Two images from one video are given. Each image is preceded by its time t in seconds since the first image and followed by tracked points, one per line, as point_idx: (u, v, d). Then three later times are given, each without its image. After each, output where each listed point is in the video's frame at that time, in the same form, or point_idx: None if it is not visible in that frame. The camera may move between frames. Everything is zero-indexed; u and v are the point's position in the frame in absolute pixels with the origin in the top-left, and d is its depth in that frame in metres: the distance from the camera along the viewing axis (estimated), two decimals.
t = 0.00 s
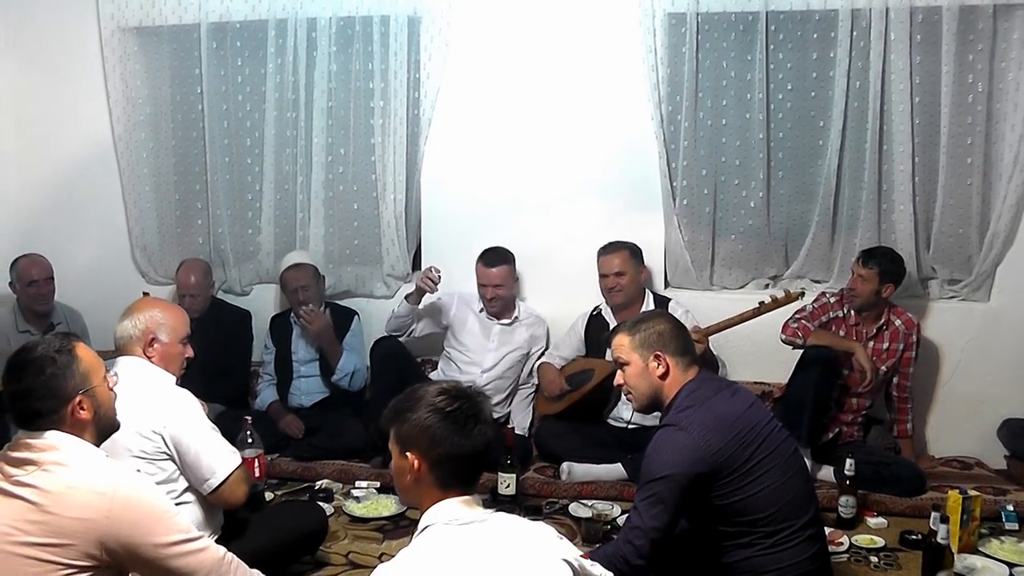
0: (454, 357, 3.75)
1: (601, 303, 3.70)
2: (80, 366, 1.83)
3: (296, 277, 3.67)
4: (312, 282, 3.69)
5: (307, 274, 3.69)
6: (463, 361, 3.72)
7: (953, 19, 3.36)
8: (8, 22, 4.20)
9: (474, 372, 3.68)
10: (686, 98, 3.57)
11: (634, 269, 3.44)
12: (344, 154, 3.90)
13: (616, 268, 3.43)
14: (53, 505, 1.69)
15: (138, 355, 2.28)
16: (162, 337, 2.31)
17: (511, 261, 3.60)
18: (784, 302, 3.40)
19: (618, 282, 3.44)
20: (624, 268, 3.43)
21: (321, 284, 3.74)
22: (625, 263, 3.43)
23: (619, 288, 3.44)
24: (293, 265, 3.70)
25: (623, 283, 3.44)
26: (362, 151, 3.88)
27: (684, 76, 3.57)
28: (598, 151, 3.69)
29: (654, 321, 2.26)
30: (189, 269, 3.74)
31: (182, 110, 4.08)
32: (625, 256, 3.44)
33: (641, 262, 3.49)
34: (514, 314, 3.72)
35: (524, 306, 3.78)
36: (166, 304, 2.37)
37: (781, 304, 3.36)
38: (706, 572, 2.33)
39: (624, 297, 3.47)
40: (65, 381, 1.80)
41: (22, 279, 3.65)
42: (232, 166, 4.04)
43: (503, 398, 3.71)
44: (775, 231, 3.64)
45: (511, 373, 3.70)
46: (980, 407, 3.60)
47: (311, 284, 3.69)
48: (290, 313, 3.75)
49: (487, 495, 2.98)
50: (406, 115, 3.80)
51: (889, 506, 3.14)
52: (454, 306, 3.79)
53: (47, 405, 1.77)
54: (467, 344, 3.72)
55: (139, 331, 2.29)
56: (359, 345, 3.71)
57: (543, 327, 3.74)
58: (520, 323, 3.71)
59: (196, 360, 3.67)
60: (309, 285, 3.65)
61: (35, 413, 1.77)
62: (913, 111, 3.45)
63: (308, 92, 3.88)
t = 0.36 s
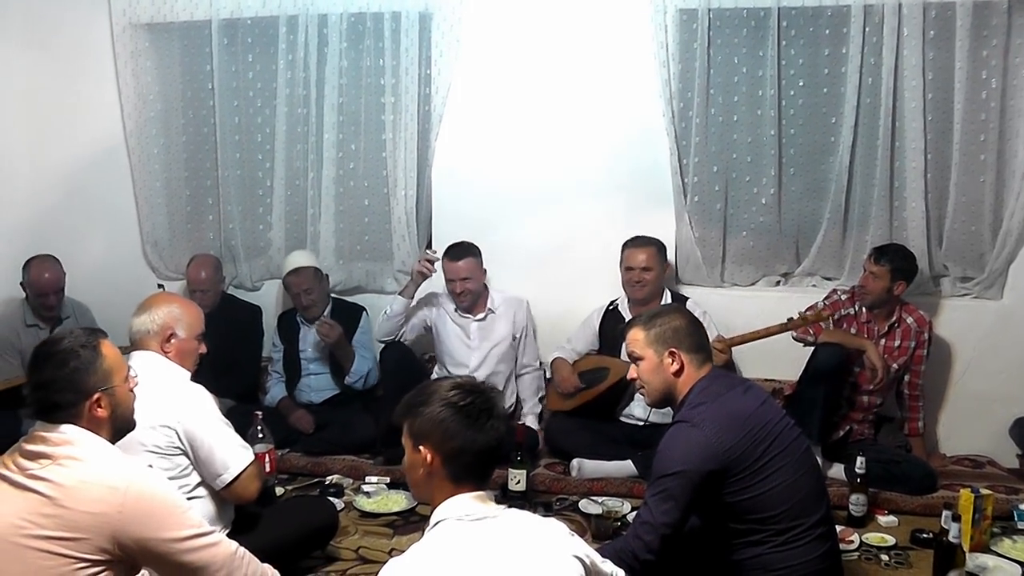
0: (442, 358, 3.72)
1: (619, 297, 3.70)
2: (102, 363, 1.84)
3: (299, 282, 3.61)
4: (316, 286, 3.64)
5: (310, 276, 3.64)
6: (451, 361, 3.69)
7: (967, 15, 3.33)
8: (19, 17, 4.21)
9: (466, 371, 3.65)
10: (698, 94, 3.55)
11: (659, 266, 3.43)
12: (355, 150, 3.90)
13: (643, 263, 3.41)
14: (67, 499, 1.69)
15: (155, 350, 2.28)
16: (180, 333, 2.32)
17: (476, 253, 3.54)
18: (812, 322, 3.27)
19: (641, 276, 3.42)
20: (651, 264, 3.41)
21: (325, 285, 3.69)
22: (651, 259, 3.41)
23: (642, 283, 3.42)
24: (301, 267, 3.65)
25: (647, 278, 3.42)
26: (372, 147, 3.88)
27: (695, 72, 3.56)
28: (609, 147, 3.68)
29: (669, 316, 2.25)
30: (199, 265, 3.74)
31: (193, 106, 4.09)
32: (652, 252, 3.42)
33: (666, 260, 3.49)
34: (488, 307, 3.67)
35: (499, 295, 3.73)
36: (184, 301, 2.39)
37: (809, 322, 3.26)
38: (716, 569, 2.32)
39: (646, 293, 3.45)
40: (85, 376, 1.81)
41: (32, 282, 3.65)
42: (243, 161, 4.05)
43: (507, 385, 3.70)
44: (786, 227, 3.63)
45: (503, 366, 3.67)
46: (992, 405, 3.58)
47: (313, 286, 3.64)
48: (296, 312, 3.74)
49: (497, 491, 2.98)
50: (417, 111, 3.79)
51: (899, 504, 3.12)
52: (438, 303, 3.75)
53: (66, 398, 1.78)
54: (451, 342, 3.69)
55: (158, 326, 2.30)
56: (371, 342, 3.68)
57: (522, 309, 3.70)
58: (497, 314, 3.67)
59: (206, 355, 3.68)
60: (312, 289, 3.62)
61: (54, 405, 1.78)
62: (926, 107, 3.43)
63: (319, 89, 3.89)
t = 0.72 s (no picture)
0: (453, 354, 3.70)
1: (639, 291, 3.69)
2: (122, 357, 1.84)
3: (311, 287, 3.63)
4: (328, 289, 3.65)
5: (322, 280, 3.65)
6: (463, 357, 3.68)
7: (987, 9, 3.29)
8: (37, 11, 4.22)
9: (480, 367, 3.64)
10: (714, 90, 3.53)
11: (686, 262, 3.43)
12: (371, 145, 3.91)
13: (672, 258, 3.41)
14: (85, 490, 1.70)
15: (177, 344, 2.29)
16: (203, 328, 2.33)
17: (499, 246, 3.52)
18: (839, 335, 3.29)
19: (667, 271, 3.42)
20: (678, 260, 3.41)
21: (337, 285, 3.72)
22: (679, 256, 3.41)
23: (668, 279, 3.42)
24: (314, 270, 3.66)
25: (673, 273, 3.42)
26: (389, 142, 3.89)
27: (712, 68, 3.54)
28: (625, 142, 3.67)
29: (682, 314, 2.24)
30: (216, 258, 3.78)
31: (210, 101, 4.11)
32: (680, 248, 3.42)
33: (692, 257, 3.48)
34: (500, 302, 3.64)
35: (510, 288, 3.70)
36: (208, 297, 2.40)
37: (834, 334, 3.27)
38: (732, 566, 2.31)
39: (668, 289, 3.46)
40: (104, 369, 1.82)
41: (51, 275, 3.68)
42: (259, 156, 4.06)
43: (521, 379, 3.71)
44: (803, 223, 3.61)
45: (516, 357, 3.65)
46: (1010, 403, 3.55)
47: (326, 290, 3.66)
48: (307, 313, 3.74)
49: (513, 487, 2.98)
50: (432, 107, 3.79)
51: (915, 502, 3.11)
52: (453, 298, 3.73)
53: (84, 389, 1.79)
54: (463, 338, 3.67)
55: (181, 320, 2.31)
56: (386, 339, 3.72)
57: (533, 301, 3.67)
58: (508, 308, 3.64)
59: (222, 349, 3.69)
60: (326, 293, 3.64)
61: (72, 395, 1.79)
62: (945, 103, 3.39)
63: (336, 83, 3.89)
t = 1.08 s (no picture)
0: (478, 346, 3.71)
1: (662, 286, 3.68)
2: (143, 347, 1.85)
3: (327, 293, 3.59)
4: (346, 294, 3.62)
5: (338, 284, 3.61)
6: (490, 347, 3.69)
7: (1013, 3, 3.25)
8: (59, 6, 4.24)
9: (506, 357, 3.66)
10: (736, 85, 3.51)
11: (709, 259, 3.41)
12: (391, 139, 3.91)
13: (696, 255, 3.39)
14: (109, 479, 1.72)
15: (200, 337, 2.30)
16: (226, 322, 2.34)
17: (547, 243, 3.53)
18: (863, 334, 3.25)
19: (691, 268, 3.40)
20: (704, 256, 3.39)
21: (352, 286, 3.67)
22: (703, 252, 3.40)
23: (691, 275, 3.41)
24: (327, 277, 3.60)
25: (697, 269, 3.41)
26: (408, 137, 3.89)
27: (733, 63, 3.51)
28: (645, 138, 3.65)
29: (692, 315, 2.22)
30: (236, 253, 3.82)
31: (231, 96, 4.13)
32: (703, 245, 3.41)
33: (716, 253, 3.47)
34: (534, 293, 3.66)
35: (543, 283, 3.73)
36: (231, 291, 2.41)
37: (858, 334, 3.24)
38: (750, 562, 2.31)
39: (690, 285, 3.44)
40: (127, 360, 1.82)
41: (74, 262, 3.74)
42: (280, 151, 4.08)
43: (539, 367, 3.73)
44: (823, 219, 3.58)
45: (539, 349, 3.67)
46: None
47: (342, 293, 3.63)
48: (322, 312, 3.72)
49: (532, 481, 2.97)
50: (453, 101, 3.78)
51: (936, 502, 3.08)
52: (487, 300, 3.69)
53: (108, 381, 1.79)
54: (492, 331, 3.67)
55: (204, 314, 2.32)
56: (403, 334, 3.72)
57: (562, 298, 3.69)
58: (541, 300, 3.66)
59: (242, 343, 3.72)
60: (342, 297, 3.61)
61: (95, 388, 1.79)
62: (969, 98, 3.35)
63: (356, 78, 3.90)
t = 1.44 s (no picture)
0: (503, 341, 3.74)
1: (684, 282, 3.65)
2: (166, 339, 1.86)
3: (340, 302, 3.44)
4: (358, 302, 3.48)
5: (349, 293, 3.45)
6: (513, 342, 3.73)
7: None
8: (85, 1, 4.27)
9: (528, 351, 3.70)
10: (761, 80, 3.48)
11: (731, 253, 3.39)
12: (415, 134, 3.91)
13: (718, 250, 3.37)
14: (133, 470, 1.73)
15: (225, 330, 2.31)
16: (252, 315, 2.36)
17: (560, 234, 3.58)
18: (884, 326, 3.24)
19: (713, 262, 3.38)
20: (725, 251, 3.37)
21: (365, 292, 3.52)
22: (726, 247, 3.37)
23: (714, 271, 3.39)
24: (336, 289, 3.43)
25: (718, 264, 3.38)
26: (432, 131, 3.89)
27: (758, 57, 3.48)
28: (669, 132, 3.63)
29: (715, 313, 2.20)
30: (259, 246, 3.84)
31: (255, 90, 4.15)
32: (725, 239, 3.38)
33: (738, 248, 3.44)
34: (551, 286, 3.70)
35: (560, 276, 3.76)
36: (257, 285, 2.42)
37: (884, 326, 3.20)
38: (774, 559, 2.29)
39: (712, 281, 3.42)
40: (151, 352, 1.83)
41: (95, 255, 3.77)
42: (303, 145, 4.09)
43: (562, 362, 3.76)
44: (848, 216, 3.55)
45: (563, 342, 3.71)
46: None
47: (354, 301, 3.47)
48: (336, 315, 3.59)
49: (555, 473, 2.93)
50: (477, 96, 3.77)
51: (960, 502, 3.04)
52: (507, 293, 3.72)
53: (134, 373, 1.81)
54: (512, 326, 3.71)
55: (230, 307, 2.32)
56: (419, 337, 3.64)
57: (580, 291, 3.71)
58: (558, 293, 3.69)
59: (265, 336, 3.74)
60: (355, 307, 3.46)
61: (123, 381, 1.81)
62: (998, 93, 3.28)
63: (380, 73, 3.90)
